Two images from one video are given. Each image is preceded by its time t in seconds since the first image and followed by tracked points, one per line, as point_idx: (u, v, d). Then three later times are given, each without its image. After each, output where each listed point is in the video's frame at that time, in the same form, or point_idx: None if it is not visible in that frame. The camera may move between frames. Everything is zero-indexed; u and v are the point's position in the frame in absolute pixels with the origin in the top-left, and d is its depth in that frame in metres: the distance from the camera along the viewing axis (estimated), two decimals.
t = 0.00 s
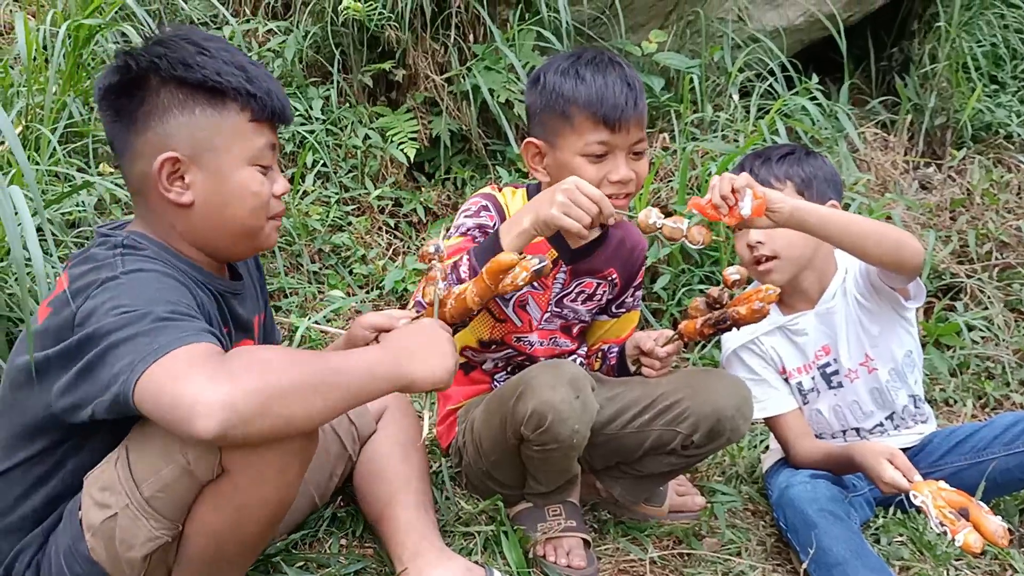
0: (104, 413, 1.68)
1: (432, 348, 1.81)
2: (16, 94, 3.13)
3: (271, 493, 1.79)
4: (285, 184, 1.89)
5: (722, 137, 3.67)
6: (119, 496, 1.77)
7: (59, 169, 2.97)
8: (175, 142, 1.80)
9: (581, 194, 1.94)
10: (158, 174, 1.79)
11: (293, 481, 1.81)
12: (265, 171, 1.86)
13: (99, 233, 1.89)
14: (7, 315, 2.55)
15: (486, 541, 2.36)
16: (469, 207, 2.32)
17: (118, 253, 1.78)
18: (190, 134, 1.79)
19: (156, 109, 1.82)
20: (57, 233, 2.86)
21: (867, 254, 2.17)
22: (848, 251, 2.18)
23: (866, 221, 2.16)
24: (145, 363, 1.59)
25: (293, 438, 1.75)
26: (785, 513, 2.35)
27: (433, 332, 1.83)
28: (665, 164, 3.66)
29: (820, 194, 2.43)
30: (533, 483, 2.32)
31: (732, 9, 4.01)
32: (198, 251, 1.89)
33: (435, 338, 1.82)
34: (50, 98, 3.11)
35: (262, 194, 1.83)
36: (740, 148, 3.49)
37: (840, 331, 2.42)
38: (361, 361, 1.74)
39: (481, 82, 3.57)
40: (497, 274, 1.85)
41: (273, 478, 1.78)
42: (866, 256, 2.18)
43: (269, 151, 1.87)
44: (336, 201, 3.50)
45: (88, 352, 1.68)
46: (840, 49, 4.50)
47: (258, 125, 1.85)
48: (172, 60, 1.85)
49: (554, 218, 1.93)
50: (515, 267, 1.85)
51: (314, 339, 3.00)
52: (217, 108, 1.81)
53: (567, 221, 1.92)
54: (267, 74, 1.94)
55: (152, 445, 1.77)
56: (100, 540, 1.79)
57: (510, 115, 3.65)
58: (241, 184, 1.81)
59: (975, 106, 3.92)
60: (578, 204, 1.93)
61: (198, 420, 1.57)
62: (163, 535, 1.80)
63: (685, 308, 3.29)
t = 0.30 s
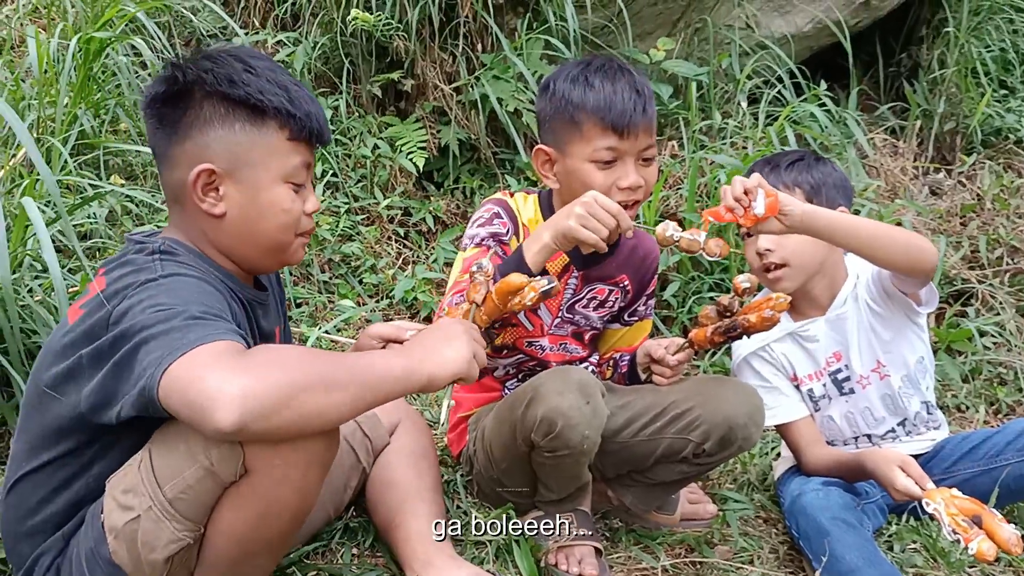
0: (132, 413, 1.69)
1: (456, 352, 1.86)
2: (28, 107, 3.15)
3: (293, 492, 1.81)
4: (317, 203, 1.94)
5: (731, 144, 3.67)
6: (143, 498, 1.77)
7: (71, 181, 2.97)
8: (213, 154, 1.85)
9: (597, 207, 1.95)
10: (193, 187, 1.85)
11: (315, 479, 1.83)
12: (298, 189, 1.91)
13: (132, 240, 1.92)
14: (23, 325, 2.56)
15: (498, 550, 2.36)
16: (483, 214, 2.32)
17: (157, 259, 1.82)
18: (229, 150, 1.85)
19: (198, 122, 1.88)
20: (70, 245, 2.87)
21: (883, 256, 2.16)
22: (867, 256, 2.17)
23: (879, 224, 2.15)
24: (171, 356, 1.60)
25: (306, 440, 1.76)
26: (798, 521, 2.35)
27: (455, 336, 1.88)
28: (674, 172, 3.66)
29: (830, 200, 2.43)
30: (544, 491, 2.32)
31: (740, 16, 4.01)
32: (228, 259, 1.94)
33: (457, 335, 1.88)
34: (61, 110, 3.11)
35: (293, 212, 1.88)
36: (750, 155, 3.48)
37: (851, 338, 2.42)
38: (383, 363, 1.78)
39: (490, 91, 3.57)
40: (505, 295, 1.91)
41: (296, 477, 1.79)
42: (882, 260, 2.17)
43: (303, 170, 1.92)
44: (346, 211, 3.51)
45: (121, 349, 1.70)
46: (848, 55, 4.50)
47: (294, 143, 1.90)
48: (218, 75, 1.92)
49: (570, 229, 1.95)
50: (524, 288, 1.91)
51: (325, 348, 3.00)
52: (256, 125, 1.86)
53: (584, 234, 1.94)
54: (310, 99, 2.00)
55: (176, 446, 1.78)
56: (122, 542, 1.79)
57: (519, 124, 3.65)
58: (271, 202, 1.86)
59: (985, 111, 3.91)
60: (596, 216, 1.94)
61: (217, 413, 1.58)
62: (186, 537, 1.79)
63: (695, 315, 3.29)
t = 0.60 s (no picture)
0: (127, 424, 1.70)
1: (444, 337, 1.87)
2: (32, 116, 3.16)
3: (287, 505, 1.83)
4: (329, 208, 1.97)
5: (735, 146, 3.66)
6: (138, 512, 1.79)
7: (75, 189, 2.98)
8: (229, 158, 1.87)
9: (630, 245, 1.95)
10: (211, 191, 1.85)
11: (307, 493, 1.85)
12: (312, 194, 1.94)
13: (141, 248, 1.93)
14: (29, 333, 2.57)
15: (504, 554, 2.36)
16: (492, 228, 2.30)
17: (168, 266, 1.82)
18: (245, 153, 1.87)
19: (214, 125, 1.89)
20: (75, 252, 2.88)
21: (894, 262, 2.14)
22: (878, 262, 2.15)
23: (888, 229, 2.13)
24: (157, 366, 1.60)
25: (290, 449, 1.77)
26: (805, 523, 2.34)
27: (434, 323, 1.89)
28: (678, 174, 3.65)
29: (836, 201, 2.42)
30: (550, 492, 2.32)
31: (743, 18, 4.01)
32: (240, 263, 1.95)
33: (434, 319, 1.90)
34: (66, 118, 3.12)
35: (307, 215, 1.90)
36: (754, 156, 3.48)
37: (859, 340, 2.41)
38: (368, 363, 1.79)
39: (493, 95, 3.58)
40: (515, 264, 1.97)
41: (288, 492, 1.81)
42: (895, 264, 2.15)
43: (315, 175, 1.95)
44: (350, 216, 3.51)
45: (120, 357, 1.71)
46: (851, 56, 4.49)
47: (307, 149, 1.93)
48: (235, 82, 1.95)
49: (603, 265, 1.95)
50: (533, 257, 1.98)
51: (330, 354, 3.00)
52: (273, 130, 1.89)
53: (614, 270, 1.93)
54: (323, 105, 2.04)
55: (167, 461, 1.78)
56: (119, 555, 1.81)
57: (522, 127, 3.65)
58: (286, 206, 1.88)
59: (990, 110, 3.90)
60: (627, 254, 1.94)
61: (181, 424, 1.59)
62: (179, 552, 1.81)
63: (700, 317, 3.28)
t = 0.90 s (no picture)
0: (116, 433, 1.70)
1: (421, 316, 1.92)
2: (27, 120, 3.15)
3: (279, 512, 1.83)
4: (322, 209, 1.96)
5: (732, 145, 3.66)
6: (129, 520, 1.79)
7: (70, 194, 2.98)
8: (224, 161, 1.86)
9: (655, 250, 1.96)
10: (206, 194, 1.85)
11: (299, 500, 1.86)
12: (306, 195, 1.93)
13: (133, 254, 1.93)
14: (23, 338, 2.57)
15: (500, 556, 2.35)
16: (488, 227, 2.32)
17: (157, 271, 1.82)
18: (238, 156, 1.86)
19: (206, 128, 1.88)
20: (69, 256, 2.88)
21: (913, 279, 2.15)
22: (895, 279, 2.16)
23: (908, 246, 2.13)
24: (143, 377, 1.61)
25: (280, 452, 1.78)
26: (804, 523, 2.34)
27: (410, 306, 1.92)
28: (675, 174, 3.65)
29: (838, 201, 2.37)
30: (547, 493, 2.31)
31: (741, 16, 3.99)
32: (236, 266, 1.94)
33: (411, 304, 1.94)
34: (61, 122, 3.12)
35: (301, 217, 1.90)
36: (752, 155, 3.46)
37: (858, 339, 2.40)
38: (350, 354, 1.81)
39: (489, 96, 3.57)
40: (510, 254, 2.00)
41: (279, 498, 1.82)
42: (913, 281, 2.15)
43: (308, 176, 1.95)
44: (347, 217, 3.51)
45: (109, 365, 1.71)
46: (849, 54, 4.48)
47: (300, 150, 1.93)
48: (227, 84, 1.94)
49: (623, 256, 1.96)
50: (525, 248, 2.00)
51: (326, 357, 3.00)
52: (266, 131, 1.88)
53: (632, 259, 1.94)
54: (315, 107, 2.04)
55: (156, 469, 1.78)
56: (110, 563, 1.82)
57: (519, 128, 3.65)
58: (280, 207, 1.88)
59: (987, 108, 3.89)
60: (648, 254, 1.95)
61: (165, 436, 1.60)
62: (172, 559, 1.81)
63: (698, 318, 3.27)
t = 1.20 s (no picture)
0: (105, 438, 1.70)
1: (407, 316, 1.87)
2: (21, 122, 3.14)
3: (269, 517, 1.83)
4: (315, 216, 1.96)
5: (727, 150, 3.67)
6: (119, 525, 1.79)
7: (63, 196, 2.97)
8: (219, 165, 1.86)
9: (634, 264, 1.97)
10: (199, 198, 1.85)
11: (290, 505, 1.86)
12: (300, 202, 1.93)
13: (127, 259, 1.93)
14: (17, 341, 2.56)
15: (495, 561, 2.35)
16: (478, 239, 2.32)
17: (148, 276, 1.82)
18: (233, 161, 1.86)
19: (202, 132, 1.88)
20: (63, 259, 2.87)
21: (913, 291, 2.19)
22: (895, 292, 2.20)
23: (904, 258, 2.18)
24: (130, 382, 1.61)
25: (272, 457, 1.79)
26: (799, 527, 2.34)
27: (396, 305, 1.88)
28: (670, 178, 3.65)
29: (839, 207, 2.37)
30: (542, 497, 2.31)
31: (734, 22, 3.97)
32: (229, 271, 1.94)
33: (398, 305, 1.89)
34: (55, 124, 3.11)
35: (295, 223, 1.90)
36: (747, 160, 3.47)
37: (855, 345, 2.41)
38: (340, 354, 1.81)
39: (484, 99, 3.57)
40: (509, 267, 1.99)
41: (269, 504, 1.82)
42: (913, 292, 2.20)
43: (303, 182, 1.95)
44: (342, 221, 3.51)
45: (99, 370, 1.72)
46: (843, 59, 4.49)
47: (295, 155, 1.93)
48: (223, 88, 1.94)
49: (607, 281, 1.96)
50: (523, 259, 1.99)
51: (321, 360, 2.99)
52: (262, 135, 1.89)
53: (615, 283, 1.94)
54: (310, 112, 2.04)
55: (146, 475, 1.78)
56: (101, 567, 1.82)
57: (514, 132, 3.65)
58: (275, 213, 1.88)
59: (981, 113, 3.91)
60: (634, 272, 1.96)
61: (151, 442, 1.60)
62: (163, 564, 1.82)
63: (693, 321, 3.28)
